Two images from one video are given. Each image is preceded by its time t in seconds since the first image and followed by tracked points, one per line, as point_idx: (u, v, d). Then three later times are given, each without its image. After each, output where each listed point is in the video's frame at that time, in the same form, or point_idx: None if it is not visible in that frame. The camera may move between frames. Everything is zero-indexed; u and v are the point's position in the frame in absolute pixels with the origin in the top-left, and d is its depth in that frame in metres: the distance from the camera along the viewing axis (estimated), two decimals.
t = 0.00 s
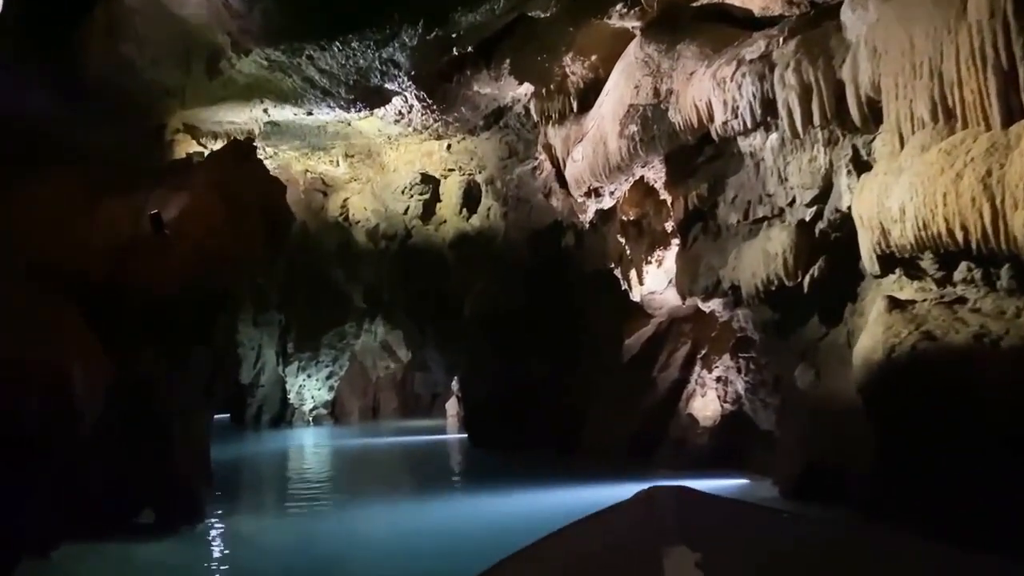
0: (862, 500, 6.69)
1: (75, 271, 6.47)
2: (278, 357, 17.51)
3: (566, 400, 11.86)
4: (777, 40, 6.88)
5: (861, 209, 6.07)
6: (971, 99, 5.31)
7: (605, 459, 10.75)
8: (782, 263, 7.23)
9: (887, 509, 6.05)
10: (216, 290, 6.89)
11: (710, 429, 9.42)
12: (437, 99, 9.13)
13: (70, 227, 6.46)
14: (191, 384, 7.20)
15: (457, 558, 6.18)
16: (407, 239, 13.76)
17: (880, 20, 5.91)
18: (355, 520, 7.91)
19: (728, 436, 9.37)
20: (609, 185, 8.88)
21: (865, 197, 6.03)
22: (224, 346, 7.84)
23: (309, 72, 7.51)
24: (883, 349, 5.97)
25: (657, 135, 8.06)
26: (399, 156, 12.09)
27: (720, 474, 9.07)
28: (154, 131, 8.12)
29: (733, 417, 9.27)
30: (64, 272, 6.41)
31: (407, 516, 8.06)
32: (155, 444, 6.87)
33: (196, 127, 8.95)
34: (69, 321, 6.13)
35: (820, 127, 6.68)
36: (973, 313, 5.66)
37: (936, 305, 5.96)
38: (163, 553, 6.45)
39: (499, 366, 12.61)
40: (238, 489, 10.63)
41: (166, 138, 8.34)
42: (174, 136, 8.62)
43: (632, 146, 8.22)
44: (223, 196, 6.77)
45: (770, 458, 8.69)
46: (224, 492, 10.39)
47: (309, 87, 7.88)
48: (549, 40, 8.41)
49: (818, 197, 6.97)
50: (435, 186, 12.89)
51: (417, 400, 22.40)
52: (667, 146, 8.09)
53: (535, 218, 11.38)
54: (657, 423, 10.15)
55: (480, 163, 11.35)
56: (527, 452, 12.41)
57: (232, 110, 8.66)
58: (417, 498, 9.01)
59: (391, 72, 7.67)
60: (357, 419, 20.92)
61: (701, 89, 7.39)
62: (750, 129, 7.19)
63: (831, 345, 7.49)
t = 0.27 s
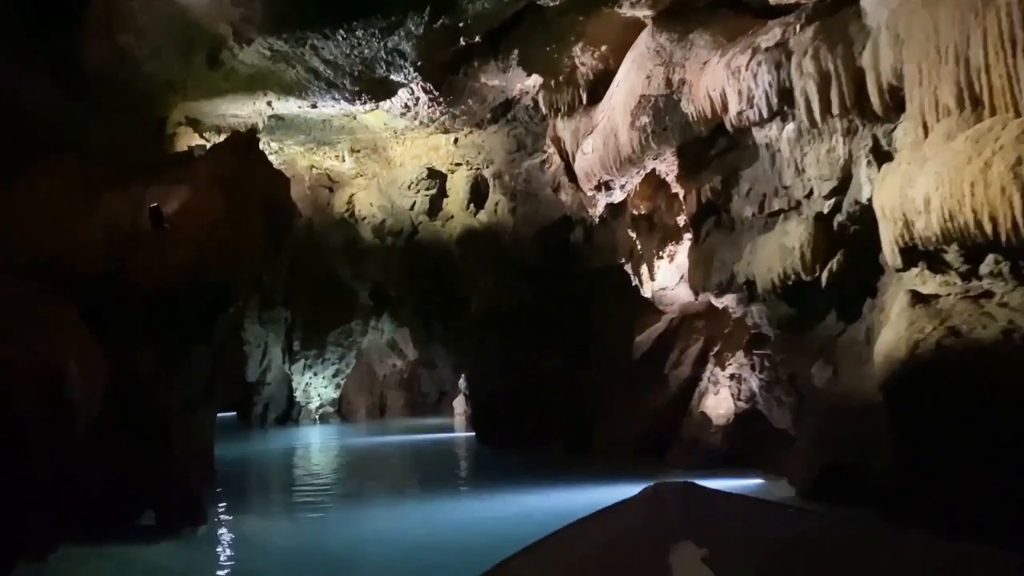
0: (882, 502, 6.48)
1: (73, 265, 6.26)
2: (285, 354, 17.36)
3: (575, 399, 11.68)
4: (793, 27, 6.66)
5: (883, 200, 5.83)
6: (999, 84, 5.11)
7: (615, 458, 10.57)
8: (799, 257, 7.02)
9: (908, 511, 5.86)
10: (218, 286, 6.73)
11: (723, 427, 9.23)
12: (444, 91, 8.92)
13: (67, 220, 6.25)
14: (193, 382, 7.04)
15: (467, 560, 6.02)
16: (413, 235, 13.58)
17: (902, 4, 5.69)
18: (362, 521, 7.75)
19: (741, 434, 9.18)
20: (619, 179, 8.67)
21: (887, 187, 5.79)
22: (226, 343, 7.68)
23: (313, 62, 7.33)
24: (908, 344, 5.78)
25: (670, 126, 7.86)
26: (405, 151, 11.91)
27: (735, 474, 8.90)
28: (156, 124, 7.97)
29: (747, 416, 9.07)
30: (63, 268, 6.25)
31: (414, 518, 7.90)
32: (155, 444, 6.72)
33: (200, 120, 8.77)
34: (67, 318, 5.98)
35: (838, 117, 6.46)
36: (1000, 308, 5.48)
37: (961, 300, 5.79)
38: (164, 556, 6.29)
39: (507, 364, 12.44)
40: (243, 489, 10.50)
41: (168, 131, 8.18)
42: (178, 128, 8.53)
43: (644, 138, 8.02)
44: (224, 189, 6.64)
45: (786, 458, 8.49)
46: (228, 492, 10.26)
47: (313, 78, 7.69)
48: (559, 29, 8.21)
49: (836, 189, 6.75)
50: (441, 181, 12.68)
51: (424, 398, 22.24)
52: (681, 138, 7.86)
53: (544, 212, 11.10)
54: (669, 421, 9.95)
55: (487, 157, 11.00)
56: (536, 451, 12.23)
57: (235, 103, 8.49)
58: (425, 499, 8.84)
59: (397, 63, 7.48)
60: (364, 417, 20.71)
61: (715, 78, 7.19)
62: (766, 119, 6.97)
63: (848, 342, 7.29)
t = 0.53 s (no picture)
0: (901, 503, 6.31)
1: (70, 261, 6.05)
2: (290, 353, 17.22)
3: (584, 397, 11.49)
4: (811, 15, 6.37)
5: (906, 192, 5.62)
6: None
7: (626, 458, 10.39)
8: (817, 252, 6.79)
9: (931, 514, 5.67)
10: (219, 283, 6.57)
11: (736, 427, 9.03)
12: (451, 84, 8.73)
13: (63, 214, 6.03)
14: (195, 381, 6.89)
15: (477, 561, 5.86)
16: (420, 232, 13.40)
17: None
18: (368, 523, 7.58)
19: (755, 434, 8.99)
20: (630, 173, 8.47)
21: (911, 179, 5.58)
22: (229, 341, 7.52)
23: (316, 53, 7.15)
24: (931, 342, 5.58)
25: (682, 118, 7.64)
26: (411, 146, 11.74)
27: (749, 475, 8.73)
28: (156, 118, 7.81)
29: (761, 414, 8.89)
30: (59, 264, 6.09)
31: (422, 519, 7.72)
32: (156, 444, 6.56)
33: (202, 114, 8.60)
34: (62, 315, 5.82)
35: (857, 107, 6.24)
36: None
37: (988, 295, 5.60)
38: (164, 557, 6.16)
39: (515, 362, 12.27)
40: (247, 489, 10.36)
41: (169, 125, 8.02)
42: (178, 122, 8.32)
43: (656, 130, 7.81)
44: (225, 184, 6.45)
45: (801, 458, 8.31)
46: (232, 493, 10.12)
47: (316, 70, 7.52)
48: (568, 20, 8.02)
49: (855, 181, 6.55)
50: (448, 177, 12.48)
51: (431, 397, 21.99)
52: (693, 130, 7.66)
53: (552, 208, 10.91)
54: (680, 420, 9.77)
55: (495, 152, 10.72)
56: (545, 450, 12.06)
57: (237, 96, 8.30)
58: (433, 500, 8.67)
59: (402, 54, 7.29)
60: (370, 416, 20.58)
61: (729, 68, 6.96)
62: (782, 109, 6.76)
63: (866, 339, 7.10)
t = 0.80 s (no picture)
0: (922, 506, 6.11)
1: (66, 256, 5.90)
2: (297, 352, 17.06)
3: (596, 397, 11.29)
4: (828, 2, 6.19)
5: (930, 184, 5.42)
6: None
7: (637, 459, 10.20)
8: (836, 246, 6.60)
9: (959, 518, 5.45)
10: (220, 279, 6.41)
11: (751, 427, 8.80)
12: (458, 76, 8.54)
13: (59, 210, 5.86)
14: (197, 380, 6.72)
15: (487, 565, 5.68)
16: (427, 229, 13.23)
17: None
18: (375, 526, 7.39)
19: (769, 434, 8.79)
20: (642, 167, 8.24)
21: (936, 170, 5.37)
22: (232, 340, 7.35)
23: (319, 44, 6.98)
24: (958, 339, 5.38)
25: (695, 110, 7.44)
26: (418, 142, 11.52)
27: (765, 476, 8.54)
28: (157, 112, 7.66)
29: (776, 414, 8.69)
30: (56, 261, 5.94)
31: (430, 522, 7.53)
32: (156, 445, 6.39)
33: (205, 109, 8.43)
34: (58, 313, 5.65)
35: (878, 96, 6.00)
36: None
37: (1018, 292, 5.36)
38: (166, 558, 6.02)
39: (524, 361, 12.08)
40: (252, 491, 10.20)
41: (171, 120, 7.86)
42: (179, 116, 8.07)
43: (668, 122, 7.60)
44: (225, 176, 6.36)
45: (817, 459, 8.11)
46: (237, 494, 9.96)
47: (321, 62, 7.34)
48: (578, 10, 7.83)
49: (876, 173, 6.34)
50: (455, 173, 12.25)
51: (439, 397, 21.76)
52: (707, 122, 7.47)
53: (562, 204, 10.72)
54: (693, 420, 9.57)
55: (503, 147, 10.44)
56: (554, 451, 11.89)
57: (241, 90, 8.12)
58: (441, 502, 8.50)
59: (408, 45, 7.10)
60: (377, 416, 20.39)
61: (745, 58, 6.70)
62: (800, 100, 6.51)
63: (887, 337, 6.89)
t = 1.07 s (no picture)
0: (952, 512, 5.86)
1: (65, 253, 5.73)
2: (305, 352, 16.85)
3: (609, 398, 11.04)
4: None
5: (965, 175, 5.14)
6: None
7: (652, 462, 9.95)
8: (861, 242, 6.34)
9: (993, 525, 5.20)
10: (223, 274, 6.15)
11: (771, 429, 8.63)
12: (467, 69, 8.32)
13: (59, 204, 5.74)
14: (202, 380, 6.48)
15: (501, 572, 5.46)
16: (437, 227, 13.02)
17: None
18: (383, 531, 7.16)
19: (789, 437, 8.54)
20: (657, 160, 7.95)
21: (971, 159, 5.08)
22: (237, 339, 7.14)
23: (324, 34, 6.77)
24: (992, 337, 5.12)
25: (713, 101, 7.20)
26: (427, 138, 11.27)
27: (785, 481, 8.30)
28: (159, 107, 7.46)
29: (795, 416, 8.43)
30: (51, 257, 5.72)
31: (441, 528, 7.30)
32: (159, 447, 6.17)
33: (208, 103, 8.23)
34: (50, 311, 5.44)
35: (907, 85, 5.69)
36: None
37: None
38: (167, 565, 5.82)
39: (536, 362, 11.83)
40: (261, 494, 10.00)
41: (174, 114, 7.66)
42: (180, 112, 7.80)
43: (685, 114, 7.34)
44: (229, 168, 6.08)
45: (840, 462, 7.86)
46: (246, 497, 9.76)
47: (327, 54, 7.13)
48: None
49: (903, 165, 6.09)
50: (464, 170, 11.98)
51: (449, 398, 21.54)
52: (726, 114, 7.20)
53: (573, 200, 10.48)
54: (710, 422, 9.32)
55: (514, 142, 10.28)
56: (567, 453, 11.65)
57: (245, 84, 7.92)
58: (452, 506, 8.28)
59: (416, 36, 6.86)
60: (387, 416, 20.07)
61: (765, 47, 6.41)
62: (823, 90, 6.19)
63: (915, 336, 6.65)
